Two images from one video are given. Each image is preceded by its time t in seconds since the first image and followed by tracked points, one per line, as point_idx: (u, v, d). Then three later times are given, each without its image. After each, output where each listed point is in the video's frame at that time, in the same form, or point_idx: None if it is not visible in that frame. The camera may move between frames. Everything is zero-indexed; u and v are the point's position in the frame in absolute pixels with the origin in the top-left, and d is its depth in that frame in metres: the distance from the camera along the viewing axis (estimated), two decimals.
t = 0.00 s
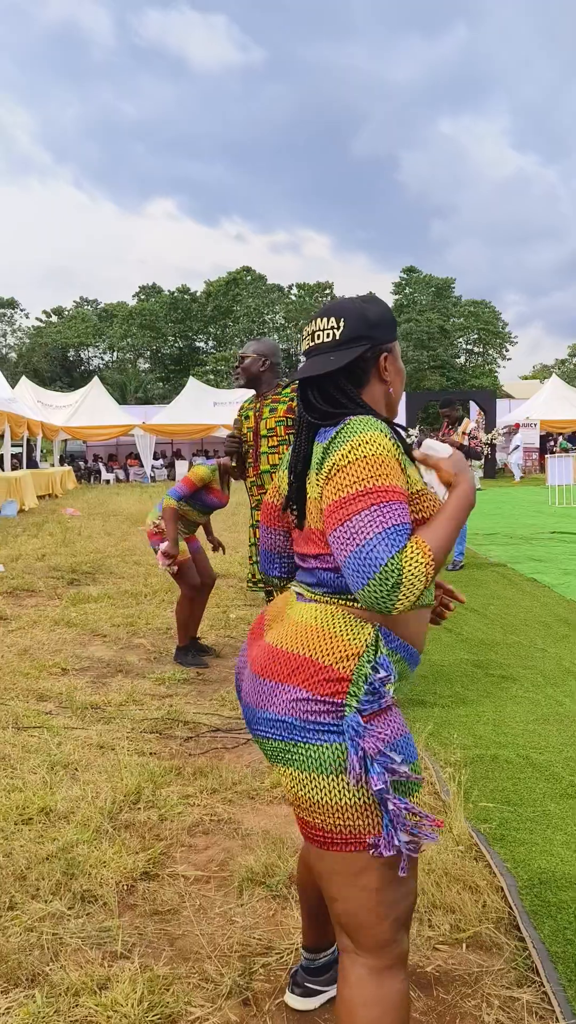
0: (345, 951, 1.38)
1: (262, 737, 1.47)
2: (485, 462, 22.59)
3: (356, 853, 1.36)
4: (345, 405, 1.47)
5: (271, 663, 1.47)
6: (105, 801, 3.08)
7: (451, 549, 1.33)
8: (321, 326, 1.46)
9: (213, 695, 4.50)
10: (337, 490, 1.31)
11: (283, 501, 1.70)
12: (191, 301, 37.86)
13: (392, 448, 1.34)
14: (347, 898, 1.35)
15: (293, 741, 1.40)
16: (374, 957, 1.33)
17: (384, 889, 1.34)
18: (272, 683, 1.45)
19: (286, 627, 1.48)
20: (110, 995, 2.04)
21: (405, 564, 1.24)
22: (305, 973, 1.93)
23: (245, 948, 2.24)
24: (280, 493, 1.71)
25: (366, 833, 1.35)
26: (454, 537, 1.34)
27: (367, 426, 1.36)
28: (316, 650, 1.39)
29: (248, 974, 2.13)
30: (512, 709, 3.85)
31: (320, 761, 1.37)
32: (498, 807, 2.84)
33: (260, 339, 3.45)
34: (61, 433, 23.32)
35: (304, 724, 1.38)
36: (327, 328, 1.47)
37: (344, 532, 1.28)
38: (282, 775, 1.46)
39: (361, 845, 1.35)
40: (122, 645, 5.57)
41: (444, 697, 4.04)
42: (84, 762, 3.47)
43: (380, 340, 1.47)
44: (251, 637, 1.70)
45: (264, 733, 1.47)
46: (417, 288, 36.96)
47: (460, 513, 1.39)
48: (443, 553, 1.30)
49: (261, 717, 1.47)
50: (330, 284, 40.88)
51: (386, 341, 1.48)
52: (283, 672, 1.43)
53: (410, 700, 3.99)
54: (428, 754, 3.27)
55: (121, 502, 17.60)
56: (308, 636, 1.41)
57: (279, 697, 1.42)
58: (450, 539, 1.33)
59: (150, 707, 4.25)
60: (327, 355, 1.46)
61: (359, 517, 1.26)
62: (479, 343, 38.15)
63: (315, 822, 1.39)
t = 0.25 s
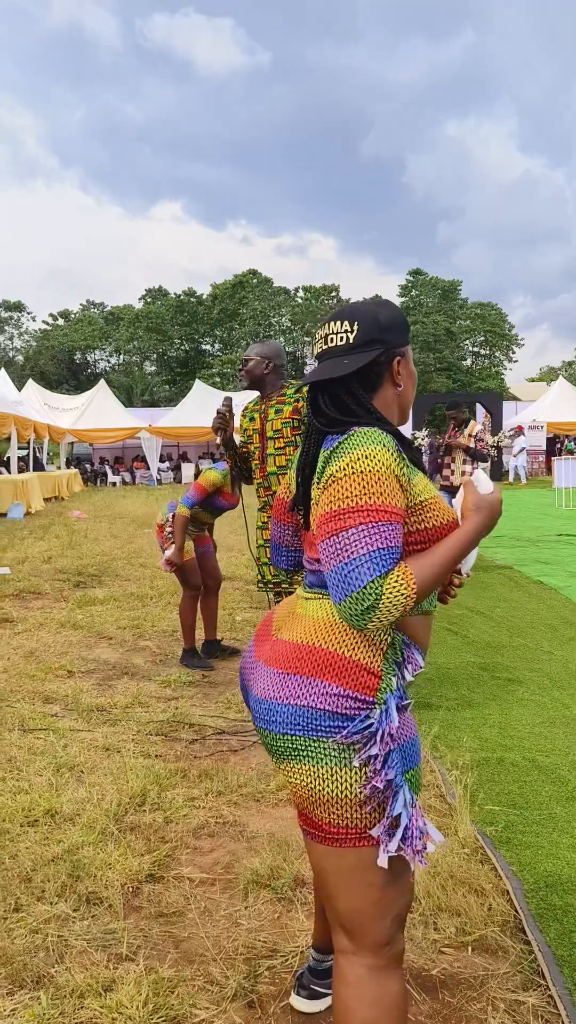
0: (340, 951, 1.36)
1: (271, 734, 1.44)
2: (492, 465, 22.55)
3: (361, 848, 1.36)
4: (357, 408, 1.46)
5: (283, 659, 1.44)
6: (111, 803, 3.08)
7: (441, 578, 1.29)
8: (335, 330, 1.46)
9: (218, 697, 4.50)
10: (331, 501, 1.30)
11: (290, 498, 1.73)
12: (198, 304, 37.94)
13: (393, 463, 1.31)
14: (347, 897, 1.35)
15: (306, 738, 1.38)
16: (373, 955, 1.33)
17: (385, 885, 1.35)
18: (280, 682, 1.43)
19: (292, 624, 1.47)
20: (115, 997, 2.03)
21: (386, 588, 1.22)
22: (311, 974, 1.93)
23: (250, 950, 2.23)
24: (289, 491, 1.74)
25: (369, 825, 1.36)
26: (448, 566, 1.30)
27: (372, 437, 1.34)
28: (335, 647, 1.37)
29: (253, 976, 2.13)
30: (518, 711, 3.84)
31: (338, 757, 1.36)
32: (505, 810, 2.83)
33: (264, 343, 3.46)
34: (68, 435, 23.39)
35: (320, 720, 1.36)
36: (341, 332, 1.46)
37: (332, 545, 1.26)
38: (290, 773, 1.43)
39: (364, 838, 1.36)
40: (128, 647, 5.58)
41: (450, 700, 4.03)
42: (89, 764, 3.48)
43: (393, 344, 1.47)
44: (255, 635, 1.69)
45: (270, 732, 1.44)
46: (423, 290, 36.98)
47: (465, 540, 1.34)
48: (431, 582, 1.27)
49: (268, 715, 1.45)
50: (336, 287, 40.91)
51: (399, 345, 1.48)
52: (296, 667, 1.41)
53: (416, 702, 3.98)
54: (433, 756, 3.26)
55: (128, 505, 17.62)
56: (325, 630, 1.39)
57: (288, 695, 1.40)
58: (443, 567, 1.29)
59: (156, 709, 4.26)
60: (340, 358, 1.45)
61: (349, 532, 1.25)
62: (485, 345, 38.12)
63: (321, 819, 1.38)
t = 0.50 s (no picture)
0: (343, 955, 1.37)
1: (275, 733, 1.43)
2: (500, 466, 22.48)
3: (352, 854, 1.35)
4: (370, 411, 1.46)
5: (289, 657, 1.44)
6: (117, 804, 3.09)
7: (452, 598, 1.31)
8: (347, 333, 1.45)
9: (225, 699, 4.50)
10: (342, 504, 1.30)
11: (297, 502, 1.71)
12: (205, 306, 38.01)
13: (406, 472, 1.31)
14: (345, 901, 1.35)
15: (312, 737, 1.37)
16: (374, 959, 1.33)
17: (383, 891, 1.34)
18: (291, 678, 1.42)
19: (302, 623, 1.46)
20: (121, 998, 2.03)
21: (395, 599, 1.24)
22: (316, 975, 1.92)
23: (256, 952, 2.23)
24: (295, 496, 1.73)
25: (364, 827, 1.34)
26: (460, 589, 1.33)
27: (385, 442, 1.34)
28: (340, 645, 1.37)
29: (259, 978, 2.13)
30: (525, 714, 3.82)
31: (345, 758, 1.35)
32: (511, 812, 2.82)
33: (271, 344, 3.46)
34: (76, 437, 23.47)
35: (326, 720, 1.36)
36: (353, 334, 1.46)
37: (341, 548, 1.27)
38: (290, 776, 1.42)
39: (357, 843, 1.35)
40: (135, 648, 5.59)
41: (457, 702, 4.02)
42: (96, 765, 3.48)
43: (405, 348, 1.47)
44: (260, 640, 1.69)
45: (275, 728, 1.43)
46: (431, 291, 36.94)
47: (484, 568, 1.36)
48: (441, 597, 1.29)
49: (275, 711, 1.43)
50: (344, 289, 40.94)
51: (411, 349, 1.48)
52: (305, 664, 1.40)
53: (423, 704, 3.97)
54: (440, 758, 3.26)
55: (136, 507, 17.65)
56: (330, 629, 1.40)
57: (299, 690, 1.39)
58: (456, 588, 1.31)
59: (162, 710, 4.26)
60: (353, 360, 1.45)
61: (359, 539, 1.25)
62: (493, 346, 38.03)
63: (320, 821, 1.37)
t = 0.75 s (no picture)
0: (368, 959, 1.34)
1: (285, 737, 1.43)
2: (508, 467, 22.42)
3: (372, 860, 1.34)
4: (373, 412, 1.46)
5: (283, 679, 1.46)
6: (125, 804, 3.10)
7: (446, 604, 1.32)
8: (352, 333, 1.46)
9: (232, 699, 4.50)
10: (338, 503, 1.30)
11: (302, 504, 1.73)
12: (213, 307, 38.07)
13: (404, 472, 1.31)
14: (370, 904, 1.33)
15: (317, 743, 1.37)
16: (399, 963, 1.30)
17: (408, 895, 1.32)
18: (298, 683, 1.41)
19: (310, 624, 1.45)
20: (128, 998, 2.04)
21: (388, 600, 1.24)
22: (324, 977, 1.92)
23: (263, 953, 2.23)
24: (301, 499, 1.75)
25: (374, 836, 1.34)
26: (454, 596, 1.34)
27: (385, 443, 1.34)
28: (347, 648, 1.37)
29: (266, 979, 2.13)
30: (533, 715, 3.80)
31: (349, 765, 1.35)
32: (518, 814, 2.81)
33: (277, 345, 3.46)
34: (84, 439, 23.55)
35: (331, 726, 1.35)
36: (358, 335, 1.46)
37: (336, 547, 1.27)
38: (299, 782, 1.43)
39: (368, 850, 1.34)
40: (142, 649, 5.60)
41: (464, 703, 4.01)
42: (104, 765, 3.50)
43: (409, 350, 1.47)
44: (267, 643, 1.68)
45: (284, 734, 1.44)
46: (439, 292, 36.88)
47: (479, 581, 1.38)
48: (434, 602, 1.29)
49: (284, 718, 1.43)
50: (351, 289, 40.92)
51: (415, 351, 1.48)
52: (312, 670, 1.39)
53: (430, 705, 3.97)
54: (447, 760, 3.25)
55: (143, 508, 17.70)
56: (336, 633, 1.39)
57: (305, 697, 1.39)
58: (450, 596, 1.33)
59: (170, 711, 4.27)
60: (357, 361, 1.45)
61: (355, 538, 1.24)
62: (500, 347, 37.95)
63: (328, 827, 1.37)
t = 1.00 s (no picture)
0: (375, 961, 1.34)
1: (289, 735, 1.45)
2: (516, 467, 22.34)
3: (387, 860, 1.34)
4: (377, 413, 1.46)
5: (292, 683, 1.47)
6: (134, 803, 3.11)
7: (450, 611, 1.32)
8: (356, 334, 1.46)
9: (241, 699, 4.51)
10: (346, 507, 1.30)
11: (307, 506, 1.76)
12: (221, 308, 38.11)
13: (412, 479, 1.31)
14: (376, 906, 1.33)
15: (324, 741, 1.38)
16: (409, 966, 1.30)
17: (414, 895, 1.32)
18: (304, 681, 1.43)
19: (319, 624, 1.46)
20: (138, 996, 2.05)
21: (395, 607, 1.24)
22: (333, 975, 1.92)
23: (272, 952, 2.24)
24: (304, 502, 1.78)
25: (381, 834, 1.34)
26: (459, 604, 1.34)
27: (391, 446, 1.34)
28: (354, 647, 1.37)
29: (275, 977, 2.13)
30: (542, 716, 3.79)
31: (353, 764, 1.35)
32: (527, 815, 2.80)
33: (284, 345, 3.47)
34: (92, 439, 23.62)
35: (335, 723, 1.37)
36: (363, 335, 1.47)
37: (342, 552, 1.27)
38: (305, 779, 1.44)
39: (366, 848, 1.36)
40: (151, 649, 5.62)
41: (473, 704, 4.00)
42: (113, 765, 3.51)
43: (414, 351, 1.47)
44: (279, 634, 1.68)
45: (290, 729, 1.45)
46: (447, 292, 36.81)
47: (483, 590, 1.39)
48: (439, 608, 1.30)
49: (289, 713, 1.45)
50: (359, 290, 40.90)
51: (420, 352, 1.48)
52: (320, 668, 1.41)
53: (438, 705, 3.96)
54: (455, 760, 3.25)
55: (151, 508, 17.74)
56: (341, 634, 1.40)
57: (311, 695, 1.41)
58: (456, 604, 1.33)
59: (179, 710, 4.28)
60: (361, 361, 1.46)
61: (362, 544, 1.25)
62: (509, 347, 37.86)
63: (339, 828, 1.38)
